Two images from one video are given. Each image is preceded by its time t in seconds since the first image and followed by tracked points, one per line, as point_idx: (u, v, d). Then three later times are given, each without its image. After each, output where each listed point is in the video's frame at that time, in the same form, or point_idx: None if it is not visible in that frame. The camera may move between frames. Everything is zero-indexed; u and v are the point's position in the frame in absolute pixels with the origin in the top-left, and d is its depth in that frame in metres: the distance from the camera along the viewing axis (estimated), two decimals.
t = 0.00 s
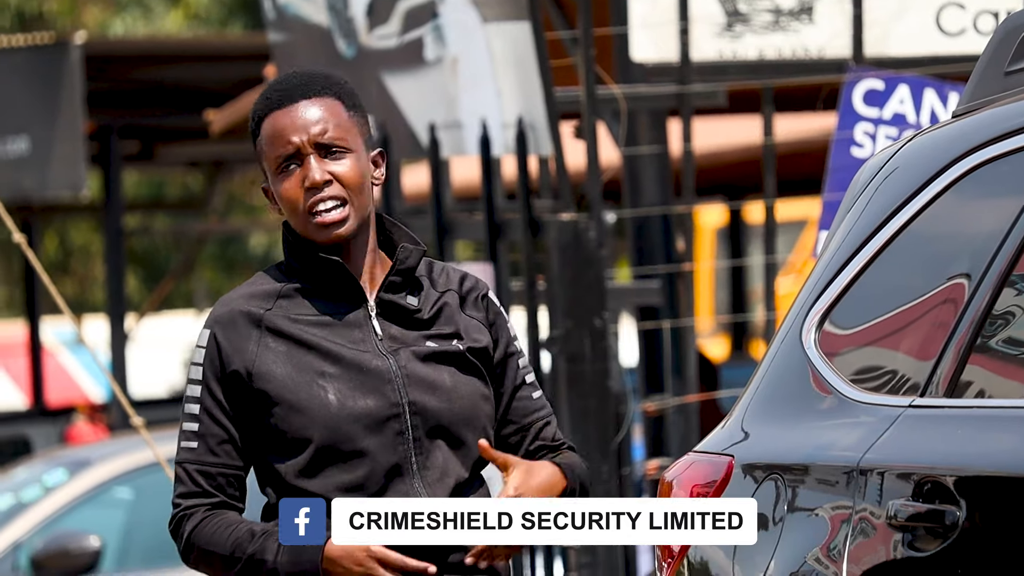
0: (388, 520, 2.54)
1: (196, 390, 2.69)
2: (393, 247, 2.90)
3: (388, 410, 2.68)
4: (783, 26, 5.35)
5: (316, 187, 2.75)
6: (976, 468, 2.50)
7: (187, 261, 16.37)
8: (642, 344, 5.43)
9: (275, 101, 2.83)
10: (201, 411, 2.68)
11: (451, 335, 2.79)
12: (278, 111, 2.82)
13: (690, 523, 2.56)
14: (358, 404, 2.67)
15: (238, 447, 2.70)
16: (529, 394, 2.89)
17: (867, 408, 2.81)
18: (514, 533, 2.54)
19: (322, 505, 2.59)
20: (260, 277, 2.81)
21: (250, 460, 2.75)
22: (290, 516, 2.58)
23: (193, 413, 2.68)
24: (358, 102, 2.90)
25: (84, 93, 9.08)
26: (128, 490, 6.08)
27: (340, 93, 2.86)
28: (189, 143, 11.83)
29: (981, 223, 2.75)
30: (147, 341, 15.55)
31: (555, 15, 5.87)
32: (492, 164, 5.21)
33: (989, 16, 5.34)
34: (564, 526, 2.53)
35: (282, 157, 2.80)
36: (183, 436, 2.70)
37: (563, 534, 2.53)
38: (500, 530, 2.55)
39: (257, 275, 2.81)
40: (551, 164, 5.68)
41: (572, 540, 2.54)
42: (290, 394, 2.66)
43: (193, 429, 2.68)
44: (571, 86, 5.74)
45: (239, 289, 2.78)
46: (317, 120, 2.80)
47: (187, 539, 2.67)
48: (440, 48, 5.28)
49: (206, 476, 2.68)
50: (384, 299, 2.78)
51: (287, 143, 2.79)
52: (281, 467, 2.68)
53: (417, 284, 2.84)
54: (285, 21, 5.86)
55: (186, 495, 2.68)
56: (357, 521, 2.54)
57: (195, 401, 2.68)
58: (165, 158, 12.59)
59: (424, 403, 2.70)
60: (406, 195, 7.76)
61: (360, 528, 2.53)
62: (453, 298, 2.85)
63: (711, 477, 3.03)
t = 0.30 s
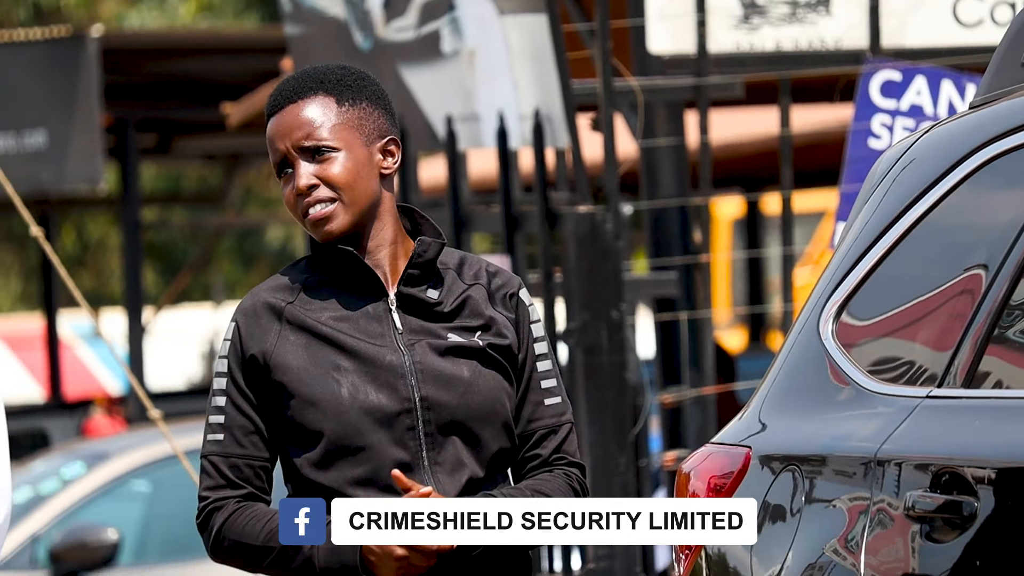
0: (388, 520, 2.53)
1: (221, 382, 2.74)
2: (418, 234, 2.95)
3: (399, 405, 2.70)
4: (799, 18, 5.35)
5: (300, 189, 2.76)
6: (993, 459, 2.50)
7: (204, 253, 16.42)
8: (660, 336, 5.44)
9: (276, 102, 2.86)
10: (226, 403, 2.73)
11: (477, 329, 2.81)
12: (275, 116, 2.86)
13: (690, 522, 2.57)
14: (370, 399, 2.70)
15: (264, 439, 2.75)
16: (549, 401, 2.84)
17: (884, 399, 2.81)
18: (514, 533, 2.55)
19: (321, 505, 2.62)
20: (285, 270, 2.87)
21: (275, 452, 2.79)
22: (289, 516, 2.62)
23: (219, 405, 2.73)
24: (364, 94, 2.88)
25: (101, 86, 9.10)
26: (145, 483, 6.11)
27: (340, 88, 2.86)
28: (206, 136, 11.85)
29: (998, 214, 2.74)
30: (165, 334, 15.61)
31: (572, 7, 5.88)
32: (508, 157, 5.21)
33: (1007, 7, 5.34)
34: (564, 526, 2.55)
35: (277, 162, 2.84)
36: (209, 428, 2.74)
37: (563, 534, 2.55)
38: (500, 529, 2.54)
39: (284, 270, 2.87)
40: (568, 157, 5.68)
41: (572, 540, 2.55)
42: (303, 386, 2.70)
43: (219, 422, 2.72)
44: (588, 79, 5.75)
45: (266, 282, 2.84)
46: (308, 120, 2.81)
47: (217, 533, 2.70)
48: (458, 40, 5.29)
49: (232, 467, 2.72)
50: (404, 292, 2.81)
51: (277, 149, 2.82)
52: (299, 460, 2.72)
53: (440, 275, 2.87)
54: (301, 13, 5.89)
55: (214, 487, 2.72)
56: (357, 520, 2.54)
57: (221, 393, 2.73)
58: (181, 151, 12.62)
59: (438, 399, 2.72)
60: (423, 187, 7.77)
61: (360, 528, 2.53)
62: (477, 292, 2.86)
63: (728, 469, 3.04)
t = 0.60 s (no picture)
0: (388, 520, 2.54)
1: (236, 381, 2.75)
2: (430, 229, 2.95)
3: (414, 400, 2.72)
4: (815, 13, 5.34)
5: (316, 184, 2.78)
6: (1011, 453, 2.50)
7: (221, 249, 16.45)
8: (677, 331, 5.43)
9: (288, 100, 2.87)
10: (241, 401, 2.74)
11: (491, 321, 2.82)
12: (288, 113, 2.86)
13: (690, 523, 2.57)
14: (384, 394, 2.71)
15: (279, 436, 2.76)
16: (565, 392, 2.84)
17: (901, 393, 2.81)
18: (514, 533, 2.55)
19: (321, 504, 2.65)
20: (300, 266, 2.88)
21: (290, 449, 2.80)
22: (290, 516, 2.65)
23: (234, 403, 2.74)
24: (378, 91, 2.90)
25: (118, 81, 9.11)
26: (163, 479, 6.13)
27: (354, 85, 2.87)
28: (222, 131, 11.88)
29: (1015, 208, 2.74)
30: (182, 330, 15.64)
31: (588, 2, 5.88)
32: (525, 151, 5.21)
33: None
34: (564, 526, 2.55)
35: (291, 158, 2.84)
36: (224, 427, 2.75)
37: (563, 534, 2.55)
38: (499, 529, 2.55)
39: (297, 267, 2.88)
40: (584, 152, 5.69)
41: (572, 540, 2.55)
42: (316, 382, 2.71)
43: (234, 420, 2.74)
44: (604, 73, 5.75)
45: (279, 280, 2.85)
46: (321, 116, 2.82)
47: (232, 531, 2.71)
48: (474, 35, 5.30)
49: (248, 465, 2.73)
50: (417, 287, 2.82)
51: (292, 145, 2.83)
52: (314, 457, 2.73)
53: (453, 268, 2.87)
54: (318, 9, 6.06)
55: (229, 486, 2.73)
56: (357, 520, 2.55)
57: (236, 391, 2.74)
58: (198, 146, 12.64)
59: (452, 394, 2.73)
60: (439, 182, 7.78)
61: (360, 528, 2.55)
62: (490, 284, 2.86)
63: (745, 464, 3.04)
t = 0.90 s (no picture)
0: (388, 520, 2.59)
1: (246, 381, 2.74)
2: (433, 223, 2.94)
3: (430, 392, 2.72)
4: (831, 8, 5.33)
5: (339, 163, 2.80)
6: None
7: (237, 245, 16.48)
8: (694, 325, 5.44)
9: (341, 73, 2.89)
10: (253, 401, 2.73)
11: (501, 312, 2.83)
12: (335, 86, 2.88)
13: (689, 522, 2.62)
14: (400, 386, 2.72)
15: (292, 434, 2.75)
16: (575, 382, 2.87)
17: (917, 388, 2.81)
18: (514, 533, 2.59)
19: (321, 505, 2.68)
20: (308, 265, 2.87)
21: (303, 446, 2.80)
22: (290, 516, 2.67)
23: (246, 403, 2.73)
24: (426, 99, 2.91)
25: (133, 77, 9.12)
26: (179, 475, 6.14)
27: (406, 84, 2.89)
28: (238, 127, 11.89)
29: None
30: (198, 326, 15.67)
31: None
32: (541, 147, 5.21)
33: None
34: (564, 526, 2.59)
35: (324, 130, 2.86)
36: (236, 428, 2.74)
37: (563, 534, 2.60)
38: (500, 529, 2.59)
39: (303, 263, 2.87)
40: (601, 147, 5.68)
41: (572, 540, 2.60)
42: (331, 376, 2.71)
43: (246, 421, 2.73)
44: (620, 68, 5.74)
45: (286, 279, 2.84)
46: (366, 102, 2.84)
47: (251, 532, 2.70)
48: (490, 31, 5.30)
49: (263, 465, 2.73)
50: (427, 278, 2.83)
51: (329, 118, 2.85)
52: (330, 453, 2.73)
53: (460, 261, 2.89)
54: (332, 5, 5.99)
55: (245, 486, 2.73)
56: (358, 521, 2.61)
57: (247, 391, 2.73)
58: (214, 143, 12.66)
59: (467, 384, 2.74)
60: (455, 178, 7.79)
61: (360, 528, 2.60)
62: (498, 276, 2.88)
63: (761, 460, 3.03)
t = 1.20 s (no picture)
0: (387, 520, 2.63)
1: (275, 379, 2.78)
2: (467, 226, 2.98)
3: (462, 393, 2.75)
4: (860, 9, 5.32)
5: (432, 184, 2.79)
6: None
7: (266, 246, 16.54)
8: (722, 327, 5.44)
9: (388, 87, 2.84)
10: (282, 400, 2.77)
11: (532, 318, 2.86)
12: (394, 100, 2.83)
13: (689, 522, 2.67)
14: (432, 387, 2.75)
15: (321, 434, 2.78)
16: (604, 391, 2.90)
17: (947, 391, 2.80)
18: (513, 533, 2.62)
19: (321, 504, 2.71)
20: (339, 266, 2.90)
21: (332, 446, 2.83)
22: (290, 516, 2.70)
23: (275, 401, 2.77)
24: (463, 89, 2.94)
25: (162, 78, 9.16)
26: (208, 476, 6.16)
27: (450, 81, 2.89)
28: (266, 128, 11.94)
29: None
30: (226, 326, 15.73)
31: None
32: (570, 148, 5.21)
33: None
34: (564, 525, 2.63)
35: (397, 148, 2.82)
36: (265, 426, 2.78)
37: (563, 533, 2.63)
38: (499, 529, 2.61)
39: (336, 262, 2.90)
40: (630, 148, 5.69)
41: (572, 539, 2.64)
42: (363, 376, 2.74)
43: (275, 419, 2.77)
44: (649, 70, 5.74)
45: (318, 278, 2.88)
46: (434, 112, 2.82)
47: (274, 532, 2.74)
48: (519, 32, 5.30)
49: (291, 464, 2.76)
50: (459, 282, 2.85)
51: (408, 138, 2.81)
52: (359, 453, 2.76)
53: (494, 267, 2.91)
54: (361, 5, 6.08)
55: (271, 485, 2.76)
56: (357, 520, 2.65)
57: (276, 389, 2.77)
58: (243, 143, 12.72)
59: (500, 387, 2.76)
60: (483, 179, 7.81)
61: (360, 527, 2.64)
62: (529, 283, 2.91)
63: (791, 461, 3.04)
